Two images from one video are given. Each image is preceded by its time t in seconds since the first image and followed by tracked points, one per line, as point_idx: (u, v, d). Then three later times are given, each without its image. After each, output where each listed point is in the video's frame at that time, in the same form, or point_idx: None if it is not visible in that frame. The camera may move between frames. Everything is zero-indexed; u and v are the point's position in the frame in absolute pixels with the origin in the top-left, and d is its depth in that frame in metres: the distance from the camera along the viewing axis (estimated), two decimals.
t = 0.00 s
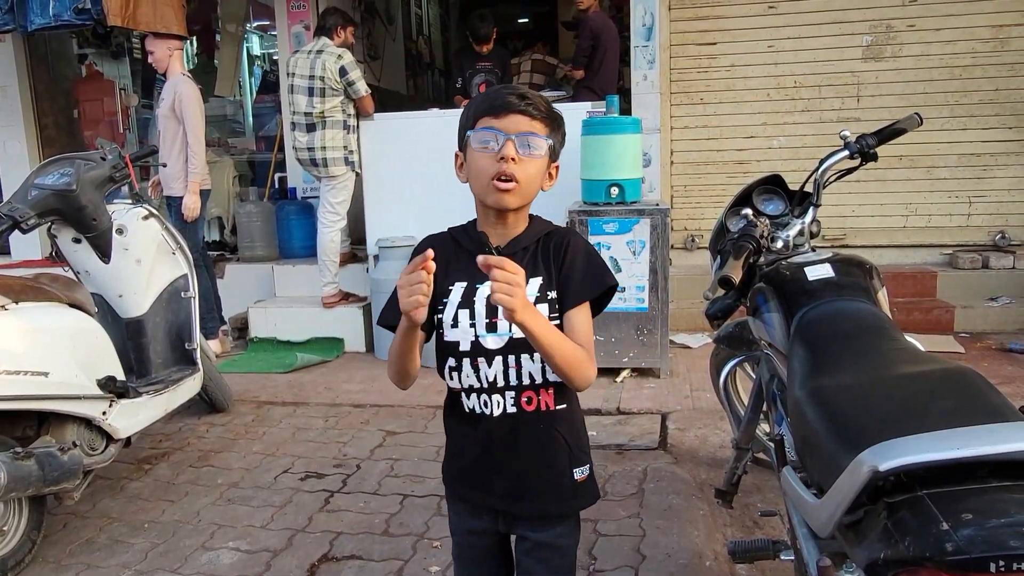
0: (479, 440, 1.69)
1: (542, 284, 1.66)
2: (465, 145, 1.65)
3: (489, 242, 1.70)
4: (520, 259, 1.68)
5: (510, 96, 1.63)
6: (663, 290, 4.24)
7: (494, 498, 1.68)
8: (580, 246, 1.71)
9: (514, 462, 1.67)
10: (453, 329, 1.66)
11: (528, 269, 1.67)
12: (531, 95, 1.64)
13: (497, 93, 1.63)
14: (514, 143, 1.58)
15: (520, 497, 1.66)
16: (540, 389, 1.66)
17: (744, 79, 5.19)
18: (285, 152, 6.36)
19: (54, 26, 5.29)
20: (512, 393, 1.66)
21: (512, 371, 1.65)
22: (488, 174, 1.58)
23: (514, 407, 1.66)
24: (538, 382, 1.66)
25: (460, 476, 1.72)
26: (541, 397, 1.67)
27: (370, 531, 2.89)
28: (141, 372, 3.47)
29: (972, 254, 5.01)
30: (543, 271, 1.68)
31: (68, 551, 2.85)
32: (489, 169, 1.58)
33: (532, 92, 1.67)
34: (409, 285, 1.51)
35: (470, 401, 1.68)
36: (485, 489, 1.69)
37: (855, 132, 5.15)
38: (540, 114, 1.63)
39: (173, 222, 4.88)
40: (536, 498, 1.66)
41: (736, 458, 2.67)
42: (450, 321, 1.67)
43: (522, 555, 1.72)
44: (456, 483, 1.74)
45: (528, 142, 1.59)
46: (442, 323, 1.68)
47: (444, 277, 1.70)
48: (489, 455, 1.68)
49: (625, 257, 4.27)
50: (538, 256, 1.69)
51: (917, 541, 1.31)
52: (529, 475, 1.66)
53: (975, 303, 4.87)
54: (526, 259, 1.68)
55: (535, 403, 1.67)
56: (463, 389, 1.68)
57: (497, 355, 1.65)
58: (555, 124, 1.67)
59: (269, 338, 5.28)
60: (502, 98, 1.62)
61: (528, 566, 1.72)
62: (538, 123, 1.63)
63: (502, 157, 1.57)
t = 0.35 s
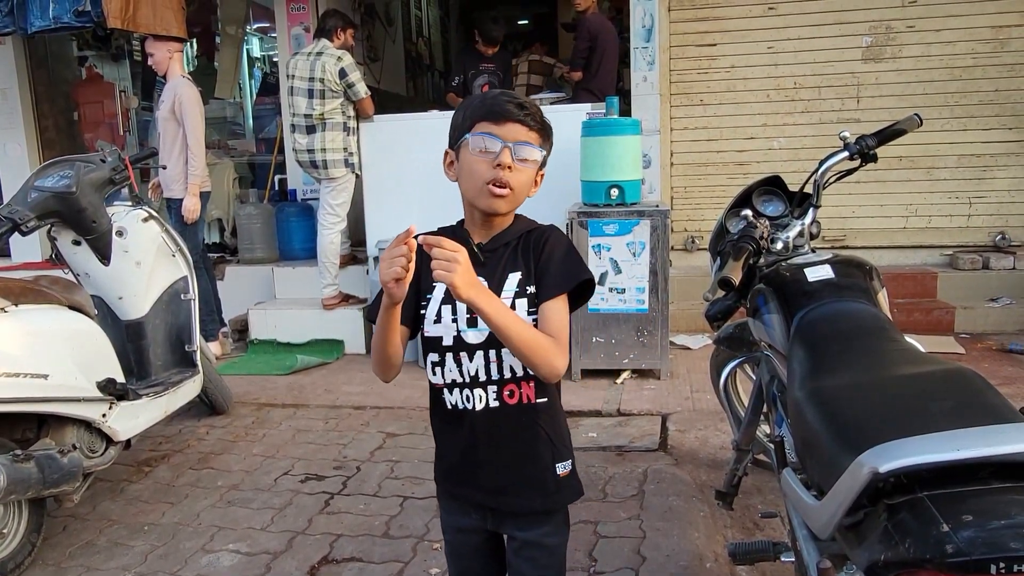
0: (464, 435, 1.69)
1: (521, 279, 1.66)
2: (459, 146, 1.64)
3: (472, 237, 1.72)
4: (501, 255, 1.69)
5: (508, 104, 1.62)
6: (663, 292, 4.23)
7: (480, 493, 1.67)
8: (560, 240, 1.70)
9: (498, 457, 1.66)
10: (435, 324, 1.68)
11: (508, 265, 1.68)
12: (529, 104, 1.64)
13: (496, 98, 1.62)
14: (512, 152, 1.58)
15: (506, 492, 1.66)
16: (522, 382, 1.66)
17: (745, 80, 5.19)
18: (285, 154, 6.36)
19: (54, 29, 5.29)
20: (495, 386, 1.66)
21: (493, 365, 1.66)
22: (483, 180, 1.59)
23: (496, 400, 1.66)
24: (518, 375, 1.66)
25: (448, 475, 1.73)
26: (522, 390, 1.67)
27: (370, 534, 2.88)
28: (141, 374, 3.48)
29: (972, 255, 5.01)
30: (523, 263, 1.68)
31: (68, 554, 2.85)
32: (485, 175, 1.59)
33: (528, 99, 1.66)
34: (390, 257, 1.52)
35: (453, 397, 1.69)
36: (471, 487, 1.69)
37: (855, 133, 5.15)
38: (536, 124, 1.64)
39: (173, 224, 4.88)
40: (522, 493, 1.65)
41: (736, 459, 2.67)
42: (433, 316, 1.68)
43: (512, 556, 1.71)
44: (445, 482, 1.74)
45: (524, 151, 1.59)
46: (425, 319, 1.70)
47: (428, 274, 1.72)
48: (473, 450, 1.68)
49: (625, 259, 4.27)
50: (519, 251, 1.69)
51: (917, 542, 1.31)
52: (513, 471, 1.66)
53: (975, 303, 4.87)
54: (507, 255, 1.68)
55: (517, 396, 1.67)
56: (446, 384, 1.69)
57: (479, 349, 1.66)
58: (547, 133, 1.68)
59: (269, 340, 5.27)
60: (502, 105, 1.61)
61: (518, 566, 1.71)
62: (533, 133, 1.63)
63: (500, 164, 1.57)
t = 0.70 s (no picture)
0: (455, 439, 1.69)
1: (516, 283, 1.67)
2: (446, 149, 1.64)
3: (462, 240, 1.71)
4: (493, 258, 1.69)
5: (494, 106, 1.62)
6: (662, 293, 4.24)
7: (472, 497, 1.68)
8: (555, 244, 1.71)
9: (490, 461, 1.67)
10: (428, 326, 1.68)
11: (501, 268, 1.68)
12: (515, 106, 1.65)
13: (482, 101, 1.62)
14: (499, 152, 1.58)
15: (499, 496, 1.66)
16: (512, 387, 1.67)
17: (743, 80, 5.19)
18: (284, 156, 6.36)
19: (53, 32, 5.29)
20: (486, 390, 1.67)
21: (485, 369, 1.66)
22: (472, 182, 1.59)
23: (487, 404, 1.67)
24: (509, 380, 1.67)
25: (439, 479, 1.73)
26: (513, 395, 1.67)
27: (369, 536, 2.88)
28: (140, 377, 3.48)
29: (971, 255, 5.01)
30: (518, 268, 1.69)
31: (66, 557, 2.85)
32: (474, 176, 1.58)
33: (515, 101, 1.67)
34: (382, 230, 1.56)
35: (444, 399, 1.69)
36: (463, 491, 1.69)
37: (853, 133, 5.16)
38: (523, 126, 1.64)
39: (171, 226, 4.88)
40: (513, 498, 1.66)
41: (733, 461, 2.66)
42: (424, 319, 1.68)
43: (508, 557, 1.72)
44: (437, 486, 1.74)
45: (512, 150, 1.59)
46: (416, 322, 1.70)
47: (418, 276, 1.72)
48: (462, 455, 1.69)
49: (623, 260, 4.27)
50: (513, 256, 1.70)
51: (914, 544, 1.31)
52: (504, 474, 1.66)
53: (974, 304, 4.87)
54: (499, 259, 1.69)
55: (507, 402, 1.67)
56: (438, 387, 1.69)
57: (470, 352, 1.66)
58: (534, 135, 1.68)
59: (268, 342, 5.28)
60: (487, 107, 1.62)
61: (514, 568, 1.71)
62: (519, 133, 1.63)
63: (488, 165, 1.57)
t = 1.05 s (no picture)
0: (462, 446, 1.69)
1: (523, 287, 1.69)
2: (440, 162, 1.65)
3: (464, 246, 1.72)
4: (498, 262, 1.70)
5: (484, 115, 1.61)
6: (661, 295, 4.24)
7: (478, 501, 1.68)
8: (558, 259, 1.75)
9: (496, 465, 1.67)
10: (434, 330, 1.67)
11: (508, 271, 1.69)
12: (506, 112, 1.63)
13: (471, 111, 1.61)
14: (489, 166, 1.59)
15: (505, 500, 1.67)
16: (518, 390, 1.68)
17: (742, 82, 5.20)
18: (283, 158, 6.37)
19: (52, 34, 5.29)
20: (494, 394, 1.67)
21: (494, 372, 1.67)
22: (464, 197, 1.61)
23: (496, 408, 1.67)
24: (516, 383, 1.68)
25: (443, 484, 1.72)
26: (520, 397, 1.69)
27: (369, 538, 2.88)
28: (139, 379, 3.46)
29: (970, 256, 5.02)
30: (525, 273, 1.70)
31: (66, 559, 2.85)
32: (466, 192, 1.61)
33: (506, 104, 1.65)
34: (439, 289, 1.46)
35: (450, 404, 1.69)
36: (469, 495, 1.69)
37: (851, 134, 5.16)
38: (514, 132, 1.63)
39: (171, 229, 4.88)
40: (520, 501, 1.67)
41: (732, 463, 2.66)
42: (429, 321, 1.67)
43: (515, 557, 1.73)
44: (441, 491, 1.73)
45: (504, 162, 1.60)
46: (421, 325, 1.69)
47: (421, 279, 1.70)
48: (469, 462, 1.69)
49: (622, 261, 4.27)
50: (517, 261, 1.71)
51: (911, 545, 1.31)
52: (511, 477, 1.67)
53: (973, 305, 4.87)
54: (504, 263, 1.70)
55: (515, 404, 1.68)
56: (445, 392, 1.68)
57: (479, 355, 1.67)
58: (528, 137, 1.67)
59: (267, 344, 5.28)
60: (476, 117, 1.61)
61: (520, 568, 1.73)
62: (511, 141, 1.63)
63: (478, 180, 1.59)
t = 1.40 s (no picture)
0: (463, 451, 1.70)
1: (524, 292, 1.70)
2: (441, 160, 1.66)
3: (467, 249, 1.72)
4: (501, 267, 1.70)
5: (482, 111, 1.63)
6: (661, 297, 4.24)
7: (479, 507, 1.69)
8: (561, 257, 1.74)
9: (496, 469, 1.68)
10: (436, 335, 1.68)
11: (510, 276, 1.70)
12: (505, 109, 1.65)
13: (469, 108, 1.64)
14: (491, 160, 1.60)
15: (505, 505, 1.67)
16: (519, 396, 1.69)
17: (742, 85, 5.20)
18: (284, 161, 6.38)
19: (53, 38, 5.31)
20: (496, 399, 1.68)
21: (495, 378, 1.68)
22: (466, 192, 1.62)
23: (497, 414, 1.68)
24: (517, 389, 1.69)
25: (443, 488, 1.73)
26: (521, 403, 1.69)
27: (369, 541, 2.88)
28: (140, 382, 3.47)
29: (969, 259, 5.02)
30: (527, 278, 1.71)
31: (67, 562, 2.85)
32: (468, 186, 1.61)
33: (505, 102, 1.67)
34: (404, 298, 1.51)
35: (451, 410, 1.69)
36: (469, 500, 1.70)
37: (851, 138, 5.17)
38: (514, 128, 1.65)
39: (172, 232, 4.89)
40: (520, 507, 1.67)
41: (732, 465, 2.67)
42: (431, 328, 1.68)
43: (517, 559, 1.74)
44: (441, 495, 1.74)
45: (505, 156, 1.61)
46: (423, 330, 1.69)
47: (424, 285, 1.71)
48: (470, 468, 1.70)
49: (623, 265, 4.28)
50: (518, 265, 1.72)
51: (911, 547, 1.31)
52: (511, 483, 1.67)
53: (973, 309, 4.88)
54: (507, 268, 1.71)
55: (516, 410, 1.69)
56: (446, 398, 1.69)
57: (481, 361, 1.68)
58: (527, 135, 1.68)
59: (268, 347, 5.28)
60: (475, 113, 1.63)
61: (521, 569, 1.74)
62: (511, 136, 1.65)
63: (480, 174, 1.60)
